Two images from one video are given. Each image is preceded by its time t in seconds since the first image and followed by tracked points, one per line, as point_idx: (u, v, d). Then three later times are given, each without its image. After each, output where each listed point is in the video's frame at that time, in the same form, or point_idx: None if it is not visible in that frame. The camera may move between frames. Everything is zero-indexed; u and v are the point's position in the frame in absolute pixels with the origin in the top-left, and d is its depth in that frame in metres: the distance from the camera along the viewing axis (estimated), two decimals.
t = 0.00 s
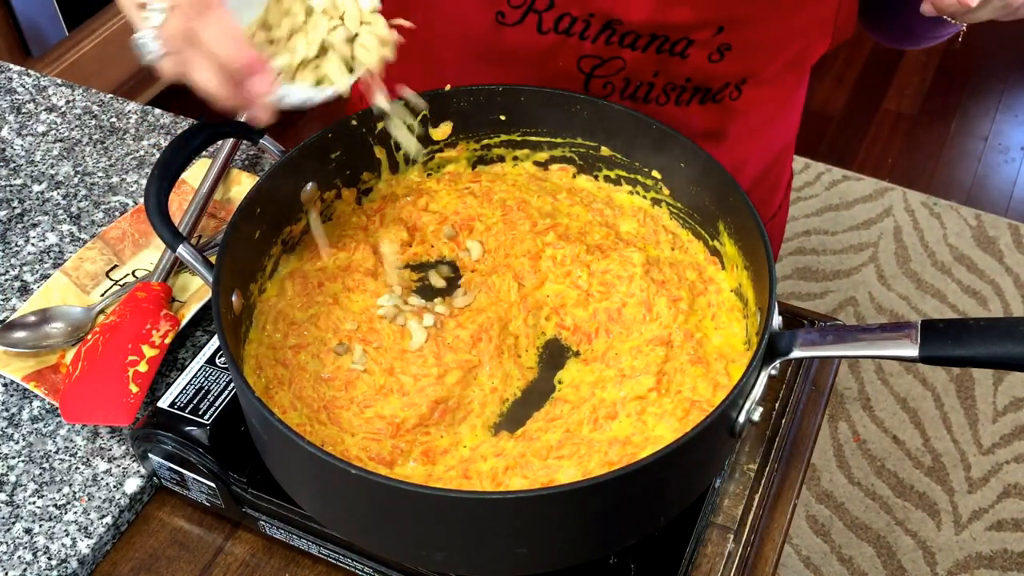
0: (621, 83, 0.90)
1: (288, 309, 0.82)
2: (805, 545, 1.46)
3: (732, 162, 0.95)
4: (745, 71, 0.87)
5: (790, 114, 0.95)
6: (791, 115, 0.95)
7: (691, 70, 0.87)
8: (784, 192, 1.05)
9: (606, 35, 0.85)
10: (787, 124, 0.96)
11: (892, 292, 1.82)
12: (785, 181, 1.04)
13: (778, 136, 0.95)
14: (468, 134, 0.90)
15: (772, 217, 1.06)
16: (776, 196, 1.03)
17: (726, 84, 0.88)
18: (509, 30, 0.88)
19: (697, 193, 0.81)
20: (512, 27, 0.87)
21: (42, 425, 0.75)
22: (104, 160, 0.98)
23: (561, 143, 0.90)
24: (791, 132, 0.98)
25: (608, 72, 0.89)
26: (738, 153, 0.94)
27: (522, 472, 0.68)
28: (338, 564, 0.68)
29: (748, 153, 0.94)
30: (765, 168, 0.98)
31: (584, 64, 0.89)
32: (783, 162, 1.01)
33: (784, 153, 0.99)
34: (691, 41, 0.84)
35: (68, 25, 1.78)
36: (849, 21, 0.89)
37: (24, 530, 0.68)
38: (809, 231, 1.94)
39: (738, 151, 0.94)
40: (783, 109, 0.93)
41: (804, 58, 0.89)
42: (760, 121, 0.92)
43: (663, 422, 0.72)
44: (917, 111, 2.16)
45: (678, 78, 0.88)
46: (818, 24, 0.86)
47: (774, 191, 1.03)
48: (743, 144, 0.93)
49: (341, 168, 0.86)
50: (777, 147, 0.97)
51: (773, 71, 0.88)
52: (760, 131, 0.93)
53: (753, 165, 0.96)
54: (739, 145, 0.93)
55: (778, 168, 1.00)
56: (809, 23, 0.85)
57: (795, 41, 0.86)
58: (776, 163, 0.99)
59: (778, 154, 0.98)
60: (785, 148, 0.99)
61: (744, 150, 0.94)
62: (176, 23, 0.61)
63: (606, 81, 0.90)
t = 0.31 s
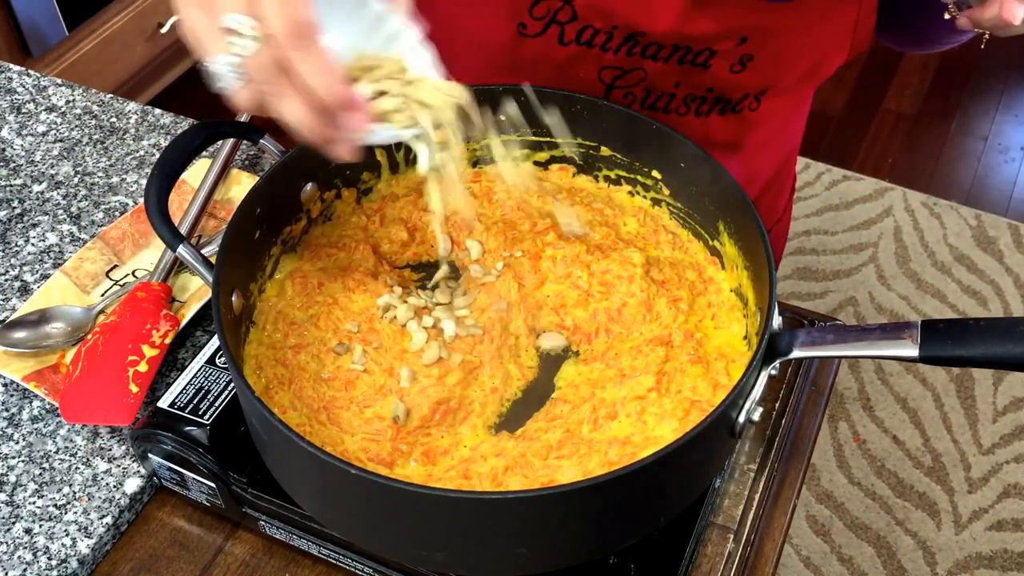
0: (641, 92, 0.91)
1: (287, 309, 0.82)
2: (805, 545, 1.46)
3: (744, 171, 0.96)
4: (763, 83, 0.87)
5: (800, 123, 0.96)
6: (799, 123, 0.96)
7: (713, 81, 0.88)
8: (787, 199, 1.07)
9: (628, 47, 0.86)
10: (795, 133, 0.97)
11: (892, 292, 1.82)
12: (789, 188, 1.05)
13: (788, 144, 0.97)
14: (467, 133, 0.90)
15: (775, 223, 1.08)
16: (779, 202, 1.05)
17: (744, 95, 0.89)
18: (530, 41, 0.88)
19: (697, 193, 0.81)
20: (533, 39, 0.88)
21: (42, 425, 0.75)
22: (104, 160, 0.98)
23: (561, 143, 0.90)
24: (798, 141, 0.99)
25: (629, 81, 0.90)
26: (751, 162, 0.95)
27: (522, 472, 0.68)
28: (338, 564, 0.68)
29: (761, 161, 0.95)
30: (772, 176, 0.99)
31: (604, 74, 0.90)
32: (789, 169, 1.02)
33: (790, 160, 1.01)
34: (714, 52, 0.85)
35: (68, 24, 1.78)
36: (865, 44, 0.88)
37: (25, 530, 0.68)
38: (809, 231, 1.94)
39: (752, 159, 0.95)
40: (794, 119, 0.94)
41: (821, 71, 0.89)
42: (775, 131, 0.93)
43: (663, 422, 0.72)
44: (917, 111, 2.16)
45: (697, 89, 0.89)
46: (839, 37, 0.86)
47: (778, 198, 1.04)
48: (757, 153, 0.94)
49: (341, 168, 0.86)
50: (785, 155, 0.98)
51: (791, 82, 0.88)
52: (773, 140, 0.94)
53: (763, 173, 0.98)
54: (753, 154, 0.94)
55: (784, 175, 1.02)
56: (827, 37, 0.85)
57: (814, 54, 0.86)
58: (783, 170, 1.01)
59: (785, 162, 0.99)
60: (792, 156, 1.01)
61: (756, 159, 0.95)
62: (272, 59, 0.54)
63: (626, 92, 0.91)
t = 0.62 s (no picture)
0: (662, 96, 0.91)
1: (287, 309, 0.82)
2: (805, 545, 1.46)
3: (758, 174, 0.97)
4: (784, 88, 0.88)
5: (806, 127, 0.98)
6: (803, 126, 0.97)
7: (734, 85, 0.87)
8: (792, 199, 1.08)
9: (651, 52, 0.86)
10: (802, 135, 0.99)
11: (892, 292, 1.82)
12: (794, 188, 1.07)
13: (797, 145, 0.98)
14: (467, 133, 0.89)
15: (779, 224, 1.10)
16: (786, 203, 1.07)
17: (765, 100, 0.89)
18: (553, 46, 0.88)
19: (698, 193, 0.81)
20: (555, 44, 0.88)
21: (42, 425, 0.75)
22: (104, 160, 0.98)
23: (561, 143, 0.90)
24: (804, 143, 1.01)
25: (651, 86, 0.90)
26: (765, 165, 0.96)
27: (522, 472, 0.68)
28: (338, 564, 0.68)
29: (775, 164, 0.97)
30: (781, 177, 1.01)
31: (626, 79, 0.90)
32: (794, 170, 1.04)
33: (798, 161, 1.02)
34: (735, 56, 0.84)
35: (68, 25, 1.78)
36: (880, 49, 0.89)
37: (25, 531, 0.68)
38: (809, 231, 1.94)
39: (767, 163, 0.96)
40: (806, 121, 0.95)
41: (837, 77, 0.89)
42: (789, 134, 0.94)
43: (663, 422, 0.72)
44: (916, 111, 2.16)
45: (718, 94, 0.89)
46: (860, 42, 0.86)
47: (785, 198, 1.06)
48: (772, 157, 0.95)
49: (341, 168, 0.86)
50: (793, 157, 1.00)
51: (807, 85, 0.88)
52: (786, 142, 0.95)
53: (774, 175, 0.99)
54: (768, 159, 0.95)
55: (790, 176, 1.04)
56: (848, 43, 0.85)
57: (835, 61, 0.86)
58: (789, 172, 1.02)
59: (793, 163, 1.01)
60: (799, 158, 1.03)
61: (769, 162, 0.96)
62: (353, 133, 0.52)
63: (647, 96, 0.91)
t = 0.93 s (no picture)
0: (672, 97, 0.91)
1: (287, 309, 0.82)
2: (805, 545, 1.46)
3: (763, 177, 0.97)
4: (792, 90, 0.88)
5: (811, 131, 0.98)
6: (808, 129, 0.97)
7: (743, 87, 0.88)
8: (795, 202, 1.09)
9: (662, 52, 0.87)
10: (807, 138, 0.99)
11: (892, 292, 1.82)
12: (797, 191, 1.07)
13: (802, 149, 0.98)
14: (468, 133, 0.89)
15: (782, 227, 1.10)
16: (790, 206, 1.07)
17: (772, 102, 0.89)
18: (565, 46, 0.90)
19: (698, 193, 0.81)
20: (567, 44, 0.90)
21: (42, 425, 0.75)
22: (104, 160, 0.98)
23: (561, 143, 0.90)
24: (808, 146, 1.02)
25: (660, 87, 0.90)
26: (770, 168, 0.96)
27: (522, 472, 0.69)
28: (338, 565, 0.68)
29: (780, 166, 0.97)
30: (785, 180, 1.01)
31: (636, 80, 0.91)
32: (798, 173, 1.04)
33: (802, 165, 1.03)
34: (746, 58, 0.85)
35: (68, 25, 1.78)
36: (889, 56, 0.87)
37: (25, 530, 0.68)
38: (809, 231, 1.94)
39: (772, 165, 0.96)
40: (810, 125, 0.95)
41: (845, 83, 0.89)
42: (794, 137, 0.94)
43: (664, 423, 0.72)
44: (916, 111, 2.16)
45: (726, 94, 0.89)
46: (871, 49, 0.86)
47: (789, 201, 1.06)
48: (777, 159, 0.96)
49: (342, 168, 0.86)
50: (797, 160, 1.00)
51: (814, 86, 0.87)
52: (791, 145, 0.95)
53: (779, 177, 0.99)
54: (773, 161, 0.95)
55: (793, 179, 1.04)
56: (858, 50, 0.85)
57: (844, 65, 0.86)
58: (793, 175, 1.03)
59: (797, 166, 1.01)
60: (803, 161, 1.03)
61: (774, 164, 0.96)
62: (379, 107, 0.53)
63: (657, 97, 0.92)
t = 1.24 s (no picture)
0: (652, 89, 0.91)
1: (288, 309, 0.82)
2: (805, 545, 1.46)
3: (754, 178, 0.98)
4: (778, 89, 0.88)
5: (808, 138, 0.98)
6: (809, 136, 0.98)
7: (726, 83, 0.88)
8: (793, 209, 1.08)
9: (644, 44, 0.86)
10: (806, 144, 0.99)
11: (892, 292, 1.82)
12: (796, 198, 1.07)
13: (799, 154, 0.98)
14: (468, 134, 0.90)
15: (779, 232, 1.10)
16: (787, 212, 1.07)
17: (758, 100, 0.90)
18: (547, 32, 0.89)
19: (698, 194, 0.81)
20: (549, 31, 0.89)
21: (42, 425, 0.75)
22: (104, 160, 0.98)
23: (561, 143, 0.90)
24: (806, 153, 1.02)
25: (642, 78, 0.91)
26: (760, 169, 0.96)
27: (522, 471, 0.69)
28: (338, 564, 0.68)
29: (773, 169, 0.97)
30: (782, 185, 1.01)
31: (618, 71, 0.90)
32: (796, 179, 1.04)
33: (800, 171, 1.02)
34: (729, 54, 0.85)
35: (68, 25, 1.78)
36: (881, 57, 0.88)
37: (25, 530, 0.68)
38: (809, 231, 1.94)
39: (763, 167, 0.96)
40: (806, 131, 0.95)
41: (832, 85, 0.90)
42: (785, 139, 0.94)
43: (664, 423, 0.72)
44: (916, 111, 2.16)
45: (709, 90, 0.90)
46: (859, 52, 0.86)
47: (787, 207, 1.06)
48: (767, 161, 0.96)
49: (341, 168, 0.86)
50: (795, 166, 1.00)
51: (803, 87, 0.88)
52: (785, 149, 0.95)
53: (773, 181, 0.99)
54: (762, 162, 0.96)
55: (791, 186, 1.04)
56: (844, 52, 0.86)
57: (831, 66, 0.87)
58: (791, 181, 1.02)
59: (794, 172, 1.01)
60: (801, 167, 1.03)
61: (766, 166, 0.96)
62: None
63: (639, 89, 0.92)
